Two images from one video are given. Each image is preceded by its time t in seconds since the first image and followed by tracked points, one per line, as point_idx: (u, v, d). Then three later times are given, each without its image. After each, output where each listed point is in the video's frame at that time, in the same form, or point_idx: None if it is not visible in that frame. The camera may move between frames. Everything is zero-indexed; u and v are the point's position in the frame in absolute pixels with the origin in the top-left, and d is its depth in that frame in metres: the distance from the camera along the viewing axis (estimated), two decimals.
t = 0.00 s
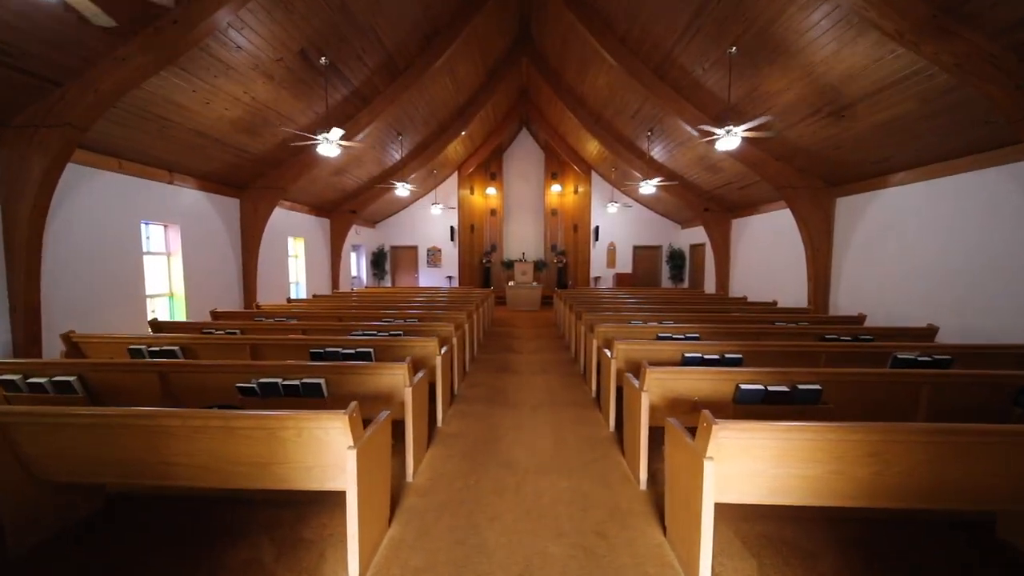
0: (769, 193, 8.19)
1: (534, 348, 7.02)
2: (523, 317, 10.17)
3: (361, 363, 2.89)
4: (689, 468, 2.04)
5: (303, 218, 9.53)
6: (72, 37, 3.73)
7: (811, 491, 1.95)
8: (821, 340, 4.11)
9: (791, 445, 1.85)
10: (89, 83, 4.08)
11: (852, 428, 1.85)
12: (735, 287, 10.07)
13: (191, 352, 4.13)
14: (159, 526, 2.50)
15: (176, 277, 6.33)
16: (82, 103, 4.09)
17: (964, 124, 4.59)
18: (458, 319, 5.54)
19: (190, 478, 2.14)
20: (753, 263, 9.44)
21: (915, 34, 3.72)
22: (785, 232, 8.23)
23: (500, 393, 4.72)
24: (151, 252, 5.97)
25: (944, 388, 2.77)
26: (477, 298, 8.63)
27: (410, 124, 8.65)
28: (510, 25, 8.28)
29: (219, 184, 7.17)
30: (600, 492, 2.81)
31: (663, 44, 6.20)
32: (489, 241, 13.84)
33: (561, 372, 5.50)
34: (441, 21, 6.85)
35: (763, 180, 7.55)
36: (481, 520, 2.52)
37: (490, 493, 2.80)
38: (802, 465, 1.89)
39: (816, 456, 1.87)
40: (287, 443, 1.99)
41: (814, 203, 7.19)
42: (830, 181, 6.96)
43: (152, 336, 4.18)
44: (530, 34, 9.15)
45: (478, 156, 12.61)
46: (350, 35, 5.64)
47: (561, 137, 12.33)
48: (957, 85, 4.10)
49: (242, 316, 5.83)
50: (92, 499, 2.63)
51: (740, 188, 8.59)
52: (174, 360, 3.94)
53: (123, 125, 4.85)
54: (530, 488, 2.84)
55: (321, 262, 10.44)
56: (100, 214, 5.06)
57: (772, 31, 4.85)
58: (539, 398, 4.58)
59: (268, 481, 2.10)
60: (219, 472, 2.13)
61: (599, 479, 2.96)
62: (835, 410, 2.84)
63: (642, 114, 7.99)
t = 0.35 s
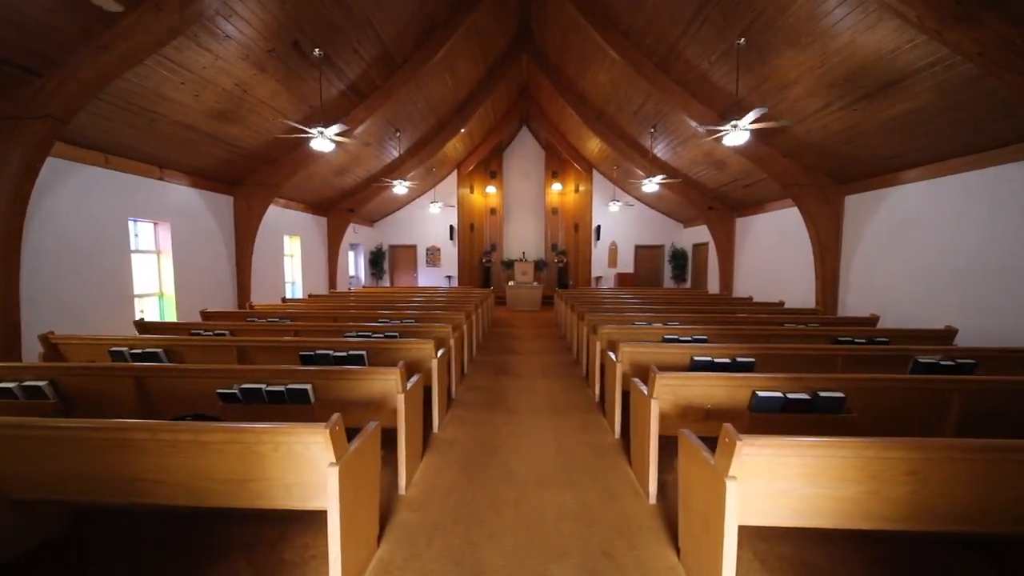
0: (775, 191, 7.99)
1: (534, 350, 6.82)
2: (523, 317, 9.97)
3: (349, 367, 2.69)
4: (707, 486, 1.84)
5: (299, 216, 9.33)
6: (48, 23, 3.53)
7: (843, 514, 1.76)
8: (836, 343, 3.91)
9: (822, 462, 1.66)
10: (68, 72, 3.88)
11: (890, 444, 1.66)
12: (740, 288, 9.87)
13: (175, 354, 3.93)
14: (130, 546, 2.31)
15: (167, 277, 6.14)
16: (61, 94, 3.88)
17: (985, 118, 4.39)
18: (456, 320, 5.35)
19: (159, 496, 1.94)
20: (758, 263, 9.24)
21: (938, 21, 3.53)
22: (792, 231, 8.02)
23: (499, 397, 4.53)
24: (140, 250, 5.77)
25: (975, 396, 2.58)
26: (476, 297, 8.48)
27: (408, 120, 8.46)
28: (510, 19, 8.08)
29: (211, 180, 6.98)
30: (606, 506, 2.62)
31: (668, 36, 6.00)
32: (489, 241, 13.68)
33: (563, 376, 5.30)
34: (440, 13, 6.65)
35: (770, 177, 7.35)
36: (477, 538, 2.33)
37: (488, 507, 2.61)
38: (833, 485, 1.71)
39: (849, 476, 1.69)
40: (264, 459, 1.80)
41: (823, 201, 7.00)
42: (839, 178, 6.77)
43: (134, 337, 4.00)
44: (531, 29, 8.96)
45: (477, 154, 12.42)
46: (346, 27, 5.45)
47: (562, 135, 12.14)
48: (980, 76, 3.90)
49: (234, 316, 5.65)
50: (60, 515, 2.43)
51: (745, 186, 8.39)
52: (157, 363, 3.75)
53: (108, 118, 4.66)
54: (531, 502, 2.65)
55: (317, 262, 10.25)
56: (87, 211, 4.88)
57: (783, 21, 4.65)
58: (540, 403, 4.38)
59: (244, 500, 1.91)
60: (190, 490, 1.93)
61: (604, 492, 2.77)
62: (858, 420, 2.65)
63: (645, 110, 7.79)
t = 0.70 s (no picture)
0: (785, 189, 7.78)
1: (537, 353, 6.62)
2: (525, 318, 9.76)
3: (343, 377, 2.49)
4: (743, 516, 1.64)
5: (296, 215, 9.13)
6: (25, 8, 3.32)
7: (899, 549, 1.56)
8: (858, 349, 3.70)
9: (877, 491, 1.46)
10: (48, 62, 3.67)
11: (954, 472, 1.46)
12: (746, 289, 9.66)
13: (161, 360, 3.73)
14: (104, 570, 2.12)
15: (158, 277, 5.93)
16: (41, 84, 3.68)
17: (1013, 112, 4.18)
18: (457, 323, 5.14)
19: (127, 526, 1.72)
20: (765, 264, 9.03)
21: (970, 7, 3.32)
22: (801, 231, 7.82)
23: (502, 404, 4.32)
24: (130, 249, 5.57)
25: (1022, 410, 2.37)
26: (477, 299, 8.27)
27: (408, 117, 8.25)
28: (513, 13, 7.87)
29: (205, 178, 6.78)
30: (622, 528, 2.41)
31: (677, 29, 5.80)
32: (491, 241, 13.47)
33: (567, 380, 5.10)
34: (440, 5, 6.44)
35: (780, 175, 7.13)
36: (482, 566, 2.13)
37: (493, 529, 2.41)
38: (887, 517, 1.51)
39: (905, 507, 1.48)
40: (243, 484, 1.60)
41: (835, 200, 6.78)
42: (852, 176, 6.56)
43: (119, 342, 3.79)
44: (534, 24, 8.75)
45: (478, 152, 12.21)
46: (343, 18, 5.25)
47: (564, 133, 11.93)
48: (1012, 67, 3.69)
49: (227, 317, 5.43)
50: (26, 537, 2.22)
51: (753, 184, 8.17)
52: (141, 370, 3.54)
53: (94, 111, 4.47)
54: (538, 522, 2.45)
55: (315, 261, 10.04)
56: (74, 208, 4.69)
57: (799, 11, 4.44)
58: (545, 410, 4.17)
59: (222, 530, 1.70)
60: (163, 520, 1.71)
61: (617, 510, 2.58)
62: (894, 435, 2.44)
63: (651, 106, 7.58)
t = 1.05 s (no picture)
0: (792, 188, 7.60)
1: (539, 357, 6.44)
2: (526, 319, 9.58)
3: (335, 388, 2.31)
4: (778, 552, 1.46)
5: (294, 215, 8.95)
6: None
7: None
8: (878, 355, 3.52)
9: (936, 530, 1.28)
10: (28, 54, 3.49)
11: None
12: (752, 290, 9.47)
13: (147, 367, 3.55)
14: None
15: (150, 279, 5.73)
16: (20, 78, 3.50)
17: None
18: (457, 326, 4.96)
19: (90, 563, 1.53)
20: (770, 264, 8.85)
21: None
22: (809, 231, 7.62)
23: (504, 411, 4.14)
24: (120, 250, 5.38)
25: None
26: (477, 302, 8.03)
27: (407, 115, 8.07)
28: (514, 8, 7.68)
29: (199, 177, 6.60)
30: (636, 554, 2.23)
31: (684, 23, 5.60)
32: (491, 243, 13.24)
33: (571, 385, 4.91)
34: None
35: (788, 173, 6.95)
36: None
37: (496, 553, 2.22)
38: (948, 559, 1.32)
39: (970, 545, 1.30)
40: (217, 515, 1.42)
41: (846, 199, 6.60)
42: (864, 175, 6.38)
43: (103, 348, 3.61)
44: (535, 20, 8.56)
45: (478, 151, 12.03)
46: (339, 10, 5.06)
47: (565, 131, 11.74)
48: None
49: (219, 321, 5.25)
50: None
51: (760, 183, 7.99)
52: (127, 378, 3.36)
53: (81, 106, 4.30)
54: (545, 547, 2.26)
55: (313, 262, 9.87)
56: (61, 208, 4.51)
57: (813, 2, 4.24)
58: (549, 418, 4.00)
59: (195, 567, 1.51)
60: (129, 557, 1.51)
61: (630, 532, 2.39)
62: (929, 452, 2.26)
63: (656, 104, 7.39)
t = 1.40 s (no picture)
0: (799, 186, 7.41)
1: (539, 358, 6.27)
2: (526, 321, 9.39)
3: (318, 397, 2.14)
4: None
5: (290, 214, 8.77)
6: None
7: None
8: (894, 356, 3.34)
9: None
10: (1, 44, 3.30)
11: None
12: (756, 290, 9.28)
13: (130, 370, 3.38)
14: None
15: (138, 279, 5.52)
16: None
17: None
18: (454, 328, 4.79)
19: None
20: (773, 264, 8.72)
21: None
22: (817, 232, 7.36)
23: (503, 418, 3.96)
24: (105, 249, 5.17)
25: None
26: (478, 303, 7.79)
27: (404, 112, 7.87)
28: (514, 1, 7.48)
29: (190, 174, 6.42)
30: None
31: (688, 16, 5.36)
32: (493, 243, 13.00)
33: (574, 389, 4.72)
34: None
35: (795, 171, 6.75)
36: None
37: None
38: None
39: None
40: (175, 550, 1.24)
41: (855, 197, 6.40)
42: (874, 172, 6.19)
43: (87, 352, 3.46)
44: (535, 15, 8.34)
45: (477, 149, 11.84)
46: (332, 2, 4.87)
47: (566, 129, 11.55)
48: None
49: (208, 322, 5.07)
50: None
51: (766, 181, 7.80)
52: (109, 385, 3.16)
53: (61, 99, 4.11)
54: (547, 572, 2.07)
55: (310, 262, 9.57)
56: (40, 206, 4.31)
57: None
58: (551, 425, 3.81)
59: None
60: None
61: (639, 555, 2.20)
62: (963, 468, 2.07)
63: (658, 100, 7.14)
